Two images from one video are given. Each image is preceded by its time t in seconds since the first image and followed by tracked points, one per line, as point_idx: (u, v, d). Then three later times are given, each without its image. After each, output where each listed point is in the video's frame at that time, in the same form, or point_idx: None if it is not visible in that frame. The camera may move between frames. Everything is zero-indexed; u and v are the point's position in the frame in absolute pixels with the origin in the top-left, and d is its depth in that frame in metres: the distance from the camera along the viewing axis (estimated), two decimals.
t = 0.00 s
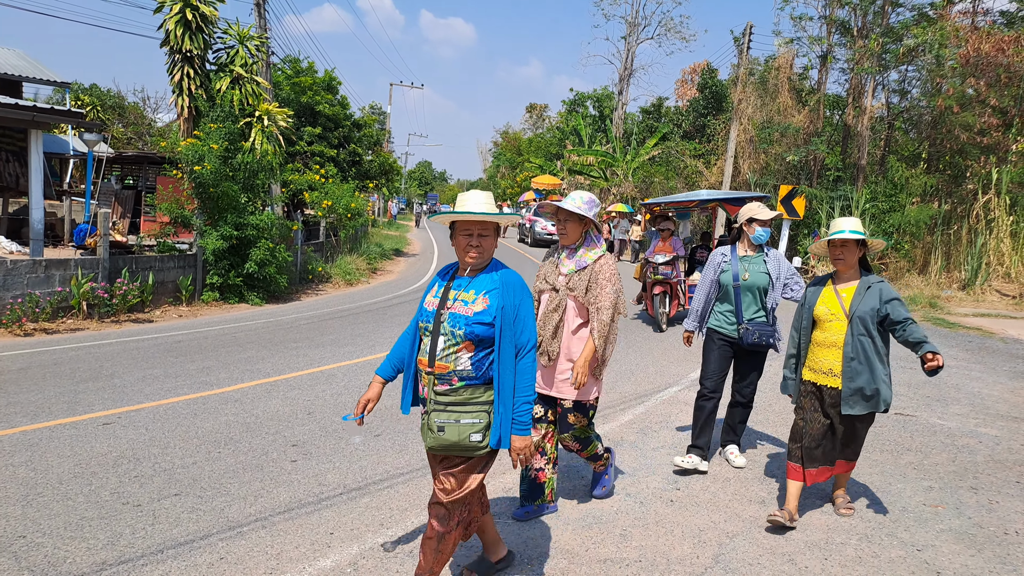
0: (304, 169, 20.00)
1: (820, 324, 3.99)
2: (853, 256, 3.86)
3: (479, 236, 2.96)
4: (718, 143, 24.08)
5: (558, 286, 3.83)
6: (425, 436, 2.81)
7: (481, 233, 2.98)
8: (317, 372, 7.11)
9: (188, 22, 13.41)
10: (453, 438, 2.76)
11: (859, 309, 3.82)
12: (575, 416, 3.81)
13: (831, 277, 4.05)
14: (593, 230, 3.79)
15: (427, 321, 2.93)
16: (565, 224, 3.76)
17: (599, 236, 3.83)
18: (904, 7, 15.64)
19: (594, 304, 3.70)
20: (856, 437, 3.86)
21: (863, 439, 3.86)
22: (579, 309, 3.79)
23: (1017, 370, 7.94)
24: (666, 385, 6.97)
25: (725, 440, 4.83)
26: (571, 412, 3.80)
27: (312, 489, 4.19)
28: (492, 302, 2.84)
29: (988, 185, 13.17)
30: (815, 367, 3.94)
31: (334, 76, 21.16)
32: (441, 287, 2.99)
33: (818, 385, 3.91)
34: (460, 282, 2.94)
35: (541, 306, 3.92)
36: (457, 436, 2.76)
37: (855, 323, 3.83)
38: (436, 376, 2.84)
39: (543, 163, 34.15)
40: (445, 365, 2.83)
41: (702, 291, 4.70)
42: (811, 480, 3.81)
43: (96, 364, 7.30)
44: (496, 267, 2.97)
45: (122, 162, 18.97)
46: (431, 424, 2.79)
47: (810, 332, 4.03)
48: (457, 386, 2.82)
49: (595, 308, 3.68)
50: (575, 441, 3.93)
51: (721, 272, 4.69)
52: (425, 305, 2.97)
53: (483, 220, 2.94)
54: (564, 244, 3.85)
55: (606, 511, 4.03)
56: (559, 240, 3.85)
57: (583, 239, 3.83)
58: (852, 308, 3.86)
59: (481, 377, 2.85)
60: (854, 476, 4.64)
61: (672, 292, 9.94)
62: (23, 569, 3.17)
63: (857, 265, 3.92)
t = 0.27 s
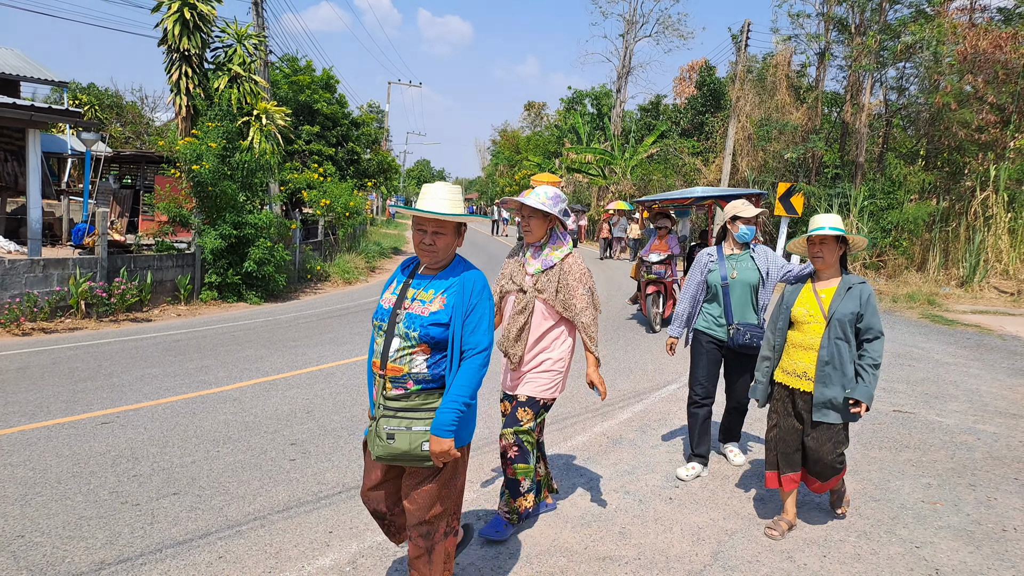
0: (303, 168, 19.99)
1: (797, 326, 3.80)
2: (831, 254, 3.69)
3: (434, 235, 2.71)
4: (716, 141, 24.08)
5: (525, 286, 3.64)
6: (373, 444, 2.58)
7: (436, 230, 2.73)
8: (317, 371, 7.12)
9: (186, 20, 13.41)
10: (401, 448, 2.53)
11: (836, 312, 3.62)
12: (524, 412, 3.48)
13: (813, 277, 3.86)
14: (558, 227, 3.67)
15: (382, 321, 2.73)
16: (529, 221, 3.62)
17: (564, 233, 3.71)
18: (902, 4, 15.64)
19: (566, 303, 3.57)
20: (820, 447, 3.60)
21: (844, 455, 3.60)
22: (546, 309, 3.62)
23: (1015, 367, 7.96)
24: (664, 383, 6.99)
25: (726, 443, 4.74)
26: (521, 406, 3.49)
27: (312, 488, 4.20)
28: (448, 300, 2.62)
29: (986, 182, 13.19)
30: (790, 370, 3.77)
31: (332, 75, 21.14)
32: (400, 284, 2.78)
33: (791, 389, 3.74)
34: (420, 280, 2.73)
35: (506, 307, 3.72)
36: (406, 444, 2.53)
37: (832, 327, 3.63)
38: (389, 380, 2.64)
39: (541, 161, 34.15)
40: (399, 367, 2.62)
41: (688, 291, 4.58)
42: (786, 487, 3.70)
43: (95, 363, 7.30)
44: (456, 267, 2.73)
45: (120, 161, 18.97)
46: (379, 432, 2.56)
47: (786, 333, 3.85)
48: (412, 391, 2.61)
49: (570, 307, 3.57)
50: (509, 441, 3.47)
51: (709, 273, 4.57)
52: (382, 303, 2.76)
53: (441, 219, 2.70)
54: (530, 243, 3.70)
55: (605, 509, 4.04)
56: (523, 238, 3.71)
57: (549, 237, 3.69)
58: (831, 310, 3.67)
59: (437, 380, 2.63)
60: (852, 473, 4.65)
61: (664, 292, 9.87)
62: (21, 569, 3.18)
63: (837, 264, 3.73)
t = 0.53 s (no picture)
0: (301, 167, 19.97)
1: (783, 329, 3.61)
2: (820, 255, 3.49)
3: (383, 235, 2.59)
4: (715, 139, 24.10)
5: (488, 290, 3.58)
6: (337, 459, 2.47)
7: (385, 229, 2.60)
8: (316, 370, 7.12)
9: (184, 20, 13.40)
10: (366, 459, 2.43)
11: (827, 316, 3.44)
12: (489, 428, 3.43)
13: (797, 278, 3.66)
14: (524, 228, 3.61)
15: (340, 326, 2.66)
16: (494, 224, 3.55)
17: (530, 234, 3.65)
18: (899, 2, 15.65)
19: (531, 308, 3.53)
20: (805, 456, 3.38)
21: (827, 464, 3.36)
22: (507, 314, 3.55)
23: (1013, 364, 7.98)
24: (663, 382, 7.00)
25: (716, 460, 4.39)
26: (487, 420, 3.44)
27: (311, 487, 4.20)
28: (392, 292, 2.51)
29: (984, 180, 13.22)
30: (777, 377, 3.58)
31: (329, 74, 21.11)
32: (359, 286, 2.73)
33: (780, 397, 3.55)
34: (376, 281, 2.66)
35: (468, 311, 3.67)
36: (369, 463, 2.43)
37: (822, 332, 3.45)
38: (348, 389, 2.51)
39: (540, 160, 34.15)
40: (359, 376, 2.50)
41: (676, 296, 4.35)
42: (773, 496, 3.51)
43: (94, 363, 7.29)
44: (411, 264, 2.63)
45: (117, 161, 18.93)
46: (341, 448, 2.46)
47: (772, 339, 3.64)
48: (374, 402, 2.50)
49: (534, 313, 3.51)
50: (473, 459, 3.40)
51: (697, 273, 4.38)
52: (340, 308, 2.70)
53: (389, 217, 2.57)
54: (495, 245, 3.62)
55: (604, 507, 4.04)
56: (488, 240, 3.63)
57: (515, 239, 3.62)
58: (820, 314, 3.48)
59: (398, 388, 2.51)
60: (851, 471, 4.66)
61: (658, 292, 9.78)
62: (20, 569, 3.18)
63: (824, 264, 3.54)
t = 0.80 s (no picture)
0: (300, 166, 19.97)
1: (780, 337, 3.40)
2: (823, 258, 3.29)
3: (332, 229, 2.55)
4: (713, 138, 24.11)
5: (448, 290, 3.37)
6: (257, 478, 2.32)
7: (334, 223, 2.56)
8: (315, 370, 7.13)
9: (183, 19, 13.39)
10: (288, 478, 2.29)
11: (827, 324, 3.23)
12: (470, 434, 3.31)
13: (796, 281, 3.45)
14: (488, 224, 3.40)
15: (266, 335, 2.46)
16: (455, 220, 3.35)
17: (495, 231, 3.44)
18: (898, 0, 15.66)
19: (489, 307, 3.29)
20: (807, 476, 3.18)
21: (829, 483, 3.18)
22: (468, 314, 3.36)
23: (1011, 362, 7.99)
24: (662, 381, 7.00)
25: (699, 481, 3.97)
26: (468, 429, 3.31)
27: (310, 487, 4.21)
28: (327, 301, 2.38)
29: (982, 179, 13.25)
30: (775, 389, 3.37)
31: (328, 73, 21.10)
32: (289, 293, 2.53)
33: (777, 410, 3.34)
34: (308, 286, 2.49)
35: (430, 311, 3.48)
36: (292, 481, 2.29)
37: (822, 340, 3.24)
38: (271, 403, 2.34)
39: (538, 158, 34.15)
40: (283, 388, 2.33)
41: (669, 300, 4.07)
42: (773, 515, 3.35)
43: (93, 363, 7.29)
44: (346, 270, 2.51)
45: (116, 160, 18.92)
46: (262, 466, 2.31)
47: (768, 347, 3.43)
48: (298, 415, 2.34)
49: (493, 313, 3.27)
50: (462, 468, 3.34)
51: (692, 279, 4.07)
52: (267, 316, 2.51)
53: (337, 207, 2.52)
54: (457, 243, 3.42)
55: (603, 506, 4.05)
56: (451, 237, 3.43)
57: (479, 235, 3.41)
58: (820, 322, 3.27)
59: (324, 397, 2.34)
60: (850, 469, 4.67)
61: (648, 292, 9.64)
62: (19, 568, 3.18)
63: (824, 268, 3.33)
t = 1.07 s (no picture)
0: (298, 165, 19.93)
1: (780, 340, 3.28)
2: (824, 257, 3.16)
3: (251, 219, 2.31)
4: (711, 137, 24.09)
5: (399, 296, 3.17)
6: (178, 497, 2.10)
7: (254, 213, 2.33)
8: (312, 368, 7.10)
9: (180, 18, 13.35)
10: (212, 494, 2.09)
11: (828, 324, 3.11)
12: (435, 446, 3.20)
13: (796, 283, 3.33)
14: (442, 226, 3.21)
15: (187, 340, 2.28)
16: (407, 221, 3.14)
17: (450, 233, 3.24)
18: None
19: (441, 313, 3.09)
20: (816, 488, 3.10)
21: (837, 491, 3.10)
22: (422, 322, 3.15)
23: (1009, 361, 7.99)
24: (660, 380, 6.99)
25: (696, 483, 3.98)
26: (431, 442, 3.19)
27: (307, 486, 4.19)
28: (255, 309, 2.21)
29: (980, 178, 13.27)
30: (775, 395, 3.24)
31: (326, 72, 21.07)
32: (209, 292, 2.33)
33: (781, 418, 3.21)
34: (229, 287, 2.28)
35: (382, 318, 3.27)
36: (218, 493, 2.09)
37: (824, 342, 3.11)
38: (196, 415, 2.19)
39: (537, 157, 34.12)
40: (208, 400, 2.18)
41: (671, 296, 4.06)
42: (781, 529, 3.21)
43: (90, 362, 7.26)
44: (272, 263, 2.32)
45: (113, 159, 18.87)
46: (183, 480, 2.10)
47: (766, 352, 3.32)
48: (225, 426, 2.19)
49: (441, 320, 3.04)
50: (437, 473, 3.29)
51: (693, 276, 4.05)
52: (188, 319, 2.30)
53: (258, 194, 2.31)
54: (410, 246, 3.21)
55: (601, 504, 4.04)
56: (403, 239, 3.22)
57: (432, 238, 3.20)
58: (820, 323, 3.15)
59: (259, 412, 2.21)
60: (848, 467, 4.66)
61: (637, 293, 9.38)
62: (16, 568, 3.16)
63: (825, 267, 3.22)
